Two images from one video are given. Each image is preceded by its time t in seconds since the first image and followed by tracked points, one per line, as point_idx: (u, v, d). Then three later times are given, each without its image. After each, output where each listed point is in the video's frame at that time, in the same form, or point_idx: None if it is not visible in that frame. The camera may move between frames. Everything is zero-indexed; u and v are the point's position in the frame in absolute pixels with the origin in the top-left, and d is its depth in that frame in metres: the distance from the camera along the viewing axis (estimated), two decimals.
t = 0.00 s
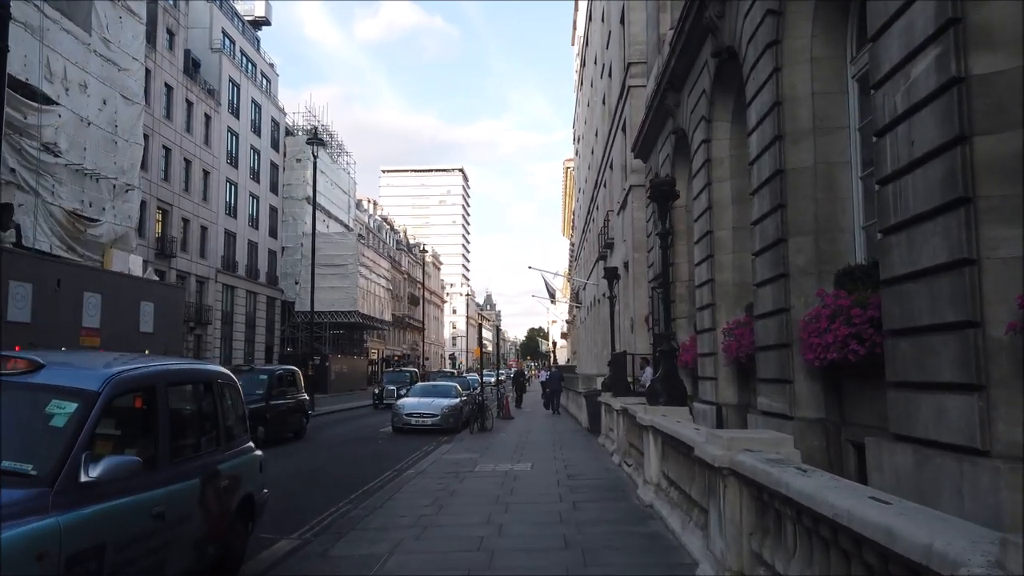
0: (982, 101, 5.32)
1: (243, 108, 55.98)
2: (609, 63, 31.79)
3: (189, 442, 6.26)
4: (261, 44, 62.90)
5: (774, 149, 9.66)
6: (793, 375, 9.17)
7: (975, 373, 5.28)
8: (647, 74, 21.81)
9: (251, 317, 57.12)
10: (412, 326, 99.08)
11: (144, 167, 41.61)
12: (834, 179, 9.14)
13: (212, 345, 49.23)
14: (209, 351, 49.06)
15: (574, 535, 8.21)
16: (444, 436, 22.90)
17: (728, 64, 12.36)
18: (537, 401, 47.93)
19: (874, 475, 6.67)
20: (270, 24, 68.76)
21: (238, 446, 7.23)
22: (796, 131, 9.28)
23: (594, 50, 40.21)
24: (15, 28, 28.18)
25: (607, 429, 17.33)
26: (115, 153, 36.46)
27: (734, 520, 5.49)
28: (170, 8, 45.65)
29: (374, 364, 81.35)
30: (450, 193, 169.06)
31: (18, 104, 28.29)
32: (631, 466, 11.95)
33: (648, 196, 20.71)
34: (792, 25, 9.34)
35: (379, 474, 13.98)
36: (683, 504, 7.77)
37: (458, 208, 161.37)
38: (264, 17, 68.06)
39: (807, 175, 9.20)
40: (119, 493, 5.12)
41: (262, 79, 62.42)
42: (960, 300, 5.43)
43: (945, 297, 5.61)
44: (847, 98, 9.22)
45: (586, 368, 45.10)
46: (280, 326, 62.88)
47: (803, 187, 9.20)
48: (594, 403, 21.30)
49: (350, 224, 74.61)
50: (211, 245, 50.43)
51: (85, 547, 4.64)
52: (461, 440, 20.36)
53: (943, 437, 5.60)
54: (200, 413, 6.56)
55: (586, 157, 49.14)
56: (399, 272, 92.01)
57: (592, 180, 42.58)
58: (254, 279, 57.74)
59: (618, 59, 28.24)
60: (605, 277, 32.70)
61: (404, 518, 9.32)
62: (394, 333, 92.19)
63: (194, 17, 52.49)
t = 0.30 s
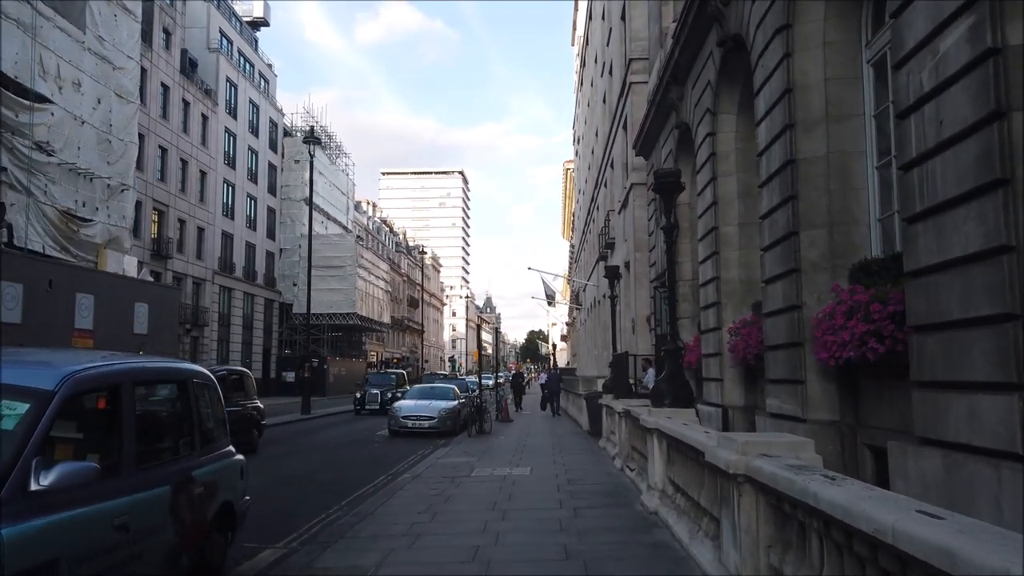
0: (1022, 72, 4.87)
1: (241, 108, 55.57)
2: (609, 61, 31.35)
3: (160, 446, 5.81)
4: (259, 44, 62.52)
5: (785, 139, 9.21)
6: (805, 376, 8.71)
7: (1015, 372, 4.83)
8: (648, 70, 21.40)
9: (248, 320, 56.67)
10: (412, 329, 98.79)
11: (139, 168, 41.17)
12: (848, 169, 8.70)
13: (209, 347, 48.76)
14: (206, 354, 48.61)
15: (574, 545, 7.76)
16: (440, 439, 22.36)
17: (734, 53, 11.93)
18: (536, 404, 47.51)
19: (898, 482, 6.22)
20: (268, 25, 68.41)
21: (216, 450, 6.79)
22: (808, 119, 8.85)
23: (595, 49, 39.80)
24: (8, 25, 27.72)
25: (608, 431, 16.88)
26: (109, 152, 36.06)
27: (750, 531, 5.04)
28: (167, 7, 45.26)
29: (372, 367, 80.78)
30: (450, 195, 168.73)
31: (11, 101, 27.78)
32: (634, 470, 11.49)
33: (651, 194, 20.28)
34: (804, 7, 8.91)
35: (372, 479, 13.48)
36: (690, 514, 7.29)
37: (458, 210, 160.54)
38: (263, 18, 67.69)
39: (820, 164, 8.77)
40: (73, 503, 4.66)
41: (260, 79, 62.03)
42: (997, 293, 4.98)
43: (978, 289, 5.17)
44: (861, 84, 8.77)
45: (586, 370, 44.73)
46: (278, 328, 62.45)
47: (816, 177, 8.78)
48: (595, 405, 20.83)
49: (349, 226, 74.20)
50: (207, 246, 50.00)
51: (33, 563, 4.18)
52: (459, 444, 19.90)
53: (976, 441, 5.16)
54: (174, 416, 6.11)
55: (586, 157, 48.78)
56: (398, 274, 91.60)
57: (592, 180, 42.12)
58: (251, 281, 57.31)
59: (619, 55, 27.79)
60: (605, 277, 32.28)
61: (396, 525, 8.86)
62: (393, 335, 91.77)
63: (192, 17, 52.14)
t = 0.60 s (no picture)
0: None
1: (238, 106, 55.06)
2: (610, 57, 30.85)
3: (123, 455, 5.34)
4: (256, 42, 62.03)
5: (796, 128, 8.74)
6: (818, 377, 8.25)
7: None
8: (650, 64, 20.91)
9: (246, 319, 56.19)
10: (411, 329, 98.39)
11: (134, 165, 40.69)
12: (863, 160, 8.23)
13: (205, 348, 48.26)
14: (202, 354, 48.14)
15: (575, 558, 7.28)
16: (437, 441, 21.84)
17: (741, 41, 11.46)
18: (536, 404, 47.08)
19: (925, 492, 5.77)
20: (266, 23, 67.91)
21: (190, 457, 6.34)
22: (820, 107, 8.40)
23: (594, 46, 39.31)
24: None
25: (610, 434, 16.40)
26: (103, 149, 35.59)
27: (768, 550, 4.56)
28: (163, 4, 44.76)
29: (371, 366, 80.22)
30: (450, 195, 168.20)
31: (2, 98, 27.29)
32: (636, 475, 11.01)
33: (653, 190, 19.82)
34: None
35: (364, 484, 12.99)
36: (699, 525, 6.81)
37: (458, 210, 160.06)
38: (261, 16, 67.18)
39: (833, 155, 8.31)
40: (22, 520, 4.21)
41: (257, 77, 61.52)
42: None
43: (1017, 284, 4.73)
44: (878, 69, 8.30)
45: (586, 370, 44.36)
46: (276, 328, 62.00)
47: (829, 167, 8.32)
48: (596, 406, 20.33)
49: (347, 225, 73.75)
50: (204, 245, 49.52)
51: None
52: (457, 446, 19.41)
53: (1015, 450, 4.71)
54: (141, 421, 5.64)
55: (586, 156, 48.37)
56: (398, 274, 91.14)
57: (593, 179, 41.64)
58: (249, 280, 56.84)
59: (620, 50, 27.28)
60: (606, 277, 31.82)
61: (387, 536, 8.39)
62: (392, 336, 91.31)
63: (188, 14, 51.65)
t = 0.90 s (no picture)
0: None
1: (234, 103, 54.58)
2: (610, 51, 30.42)
3: (81, 458, 4.88)
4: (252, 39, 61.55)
5: (808, 111, 8.30)
6: (832, 373, 7.81)
7: None
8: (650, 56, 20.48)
9: (242, 318, 55.70)
10: (409, 329, 97.90)
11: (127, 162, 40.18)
12: (879, 144, 7.78)
13: (200, 347, 47.77)
14: (197, 353, 47.64)
15: (574, 566, 6.82)
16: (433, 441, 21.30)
17: (747, 25, 11.01)
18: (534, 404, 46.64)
19: (953, 496, 5.35)
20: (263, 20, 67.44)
21: (163, 459, 5.90)
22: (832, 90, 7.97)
23: (594, 42, 38.94)
24: None
25: (610, 434, 15.94)
26: (96, 145, 35.09)
27: (790, 563, 4.12)
28: None
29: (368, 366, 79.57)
30: (448, 195, 167.66)
31: None
32: (639, 477, 10.53)
33: (654, 184, 19.40)
34: None
35: (356, 486, 12.52)
36: (708, 530, 6.36)
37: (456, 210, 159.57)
38: (258, 13, 66.69)
39: (846, 139, 7.88)
40: None
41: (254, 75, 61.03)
42: None
43: None
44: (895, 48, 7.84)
45: (584, 370, 43.93)
46: (272, 327, 61.49)
47: (842, 152, 7.88)
48: (595, 406, 19.87)
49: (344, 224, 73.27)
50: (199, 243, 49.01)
51: None
52: (453, 447, 18.91)
53: None
54: (104, 421, 5.19)
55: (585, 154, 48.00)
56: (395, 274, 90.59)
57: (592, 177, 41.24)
58: (245, 279, 56.35)
59: (620, 44, 26.87)
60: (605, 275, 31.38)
61: (376, 541, 7.94)
62: (390, 335, 90.81)
63: (183, 10, 51.18)
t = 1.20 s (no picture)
0: None
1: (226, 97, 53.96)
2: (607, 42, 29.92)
3: (22, 460, 4.38)
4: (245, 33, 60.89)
5: (815, 91, 7.87)
6: (841, 366, 7.39)
7: None
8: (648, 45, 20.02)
9: (234, 314, 55.16)
10: (403, 325, 97.46)
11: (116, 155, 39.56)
12: (892, 124, 7.36)
13: (192, 344, 47.24)
14: (188, 349, 47.10)
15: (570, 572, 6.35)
16: (425, 439, 20.83)
17: (749, 6, 10.58)
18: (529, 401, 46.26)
19: (979, 496, 4.95)
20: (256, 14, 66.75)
21: (124, 460, 5.44)
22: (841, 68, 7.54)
23: (590, 36, 38.52)
24: None
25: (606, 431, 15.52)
26: (84, 138, 34.49)
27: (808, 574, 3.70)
28: None
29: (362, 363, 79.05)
30: (444, 191, 166.95)
31: None
32: (637, 475, 10.15)
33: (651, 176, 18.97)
34: None
35: (343, 485, 12.05)
36: (713, 534, 5.91)
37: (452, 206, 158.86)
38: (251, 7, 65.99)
39: (857, 119, 7.46)
40: None
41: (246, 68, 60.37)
42: None
43: None
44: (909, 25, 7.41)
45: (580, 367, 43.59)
46: (264, 323, 60.96)
47: (853, 132, 7.47)
48: (591, 402, 19.44)
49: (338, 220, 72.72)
50: (190, 239, 48.41)
51: None
52: (446, 444, 18.46)
53: None
54: (53, 416, 4.72)
55: (580, 149, 47.57)
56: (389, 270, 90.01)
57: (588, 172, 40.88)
58: (237, 275, 55.80)
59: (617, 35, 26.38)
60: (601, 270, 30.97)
61: (359, 545, 7.50)
62: (384, 332, 90.30)
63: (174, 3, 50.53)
